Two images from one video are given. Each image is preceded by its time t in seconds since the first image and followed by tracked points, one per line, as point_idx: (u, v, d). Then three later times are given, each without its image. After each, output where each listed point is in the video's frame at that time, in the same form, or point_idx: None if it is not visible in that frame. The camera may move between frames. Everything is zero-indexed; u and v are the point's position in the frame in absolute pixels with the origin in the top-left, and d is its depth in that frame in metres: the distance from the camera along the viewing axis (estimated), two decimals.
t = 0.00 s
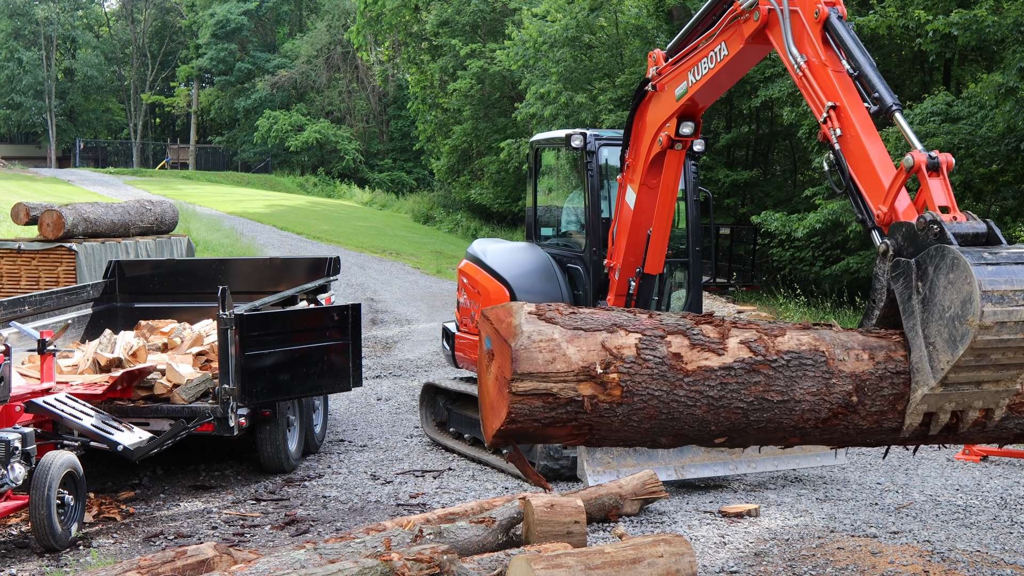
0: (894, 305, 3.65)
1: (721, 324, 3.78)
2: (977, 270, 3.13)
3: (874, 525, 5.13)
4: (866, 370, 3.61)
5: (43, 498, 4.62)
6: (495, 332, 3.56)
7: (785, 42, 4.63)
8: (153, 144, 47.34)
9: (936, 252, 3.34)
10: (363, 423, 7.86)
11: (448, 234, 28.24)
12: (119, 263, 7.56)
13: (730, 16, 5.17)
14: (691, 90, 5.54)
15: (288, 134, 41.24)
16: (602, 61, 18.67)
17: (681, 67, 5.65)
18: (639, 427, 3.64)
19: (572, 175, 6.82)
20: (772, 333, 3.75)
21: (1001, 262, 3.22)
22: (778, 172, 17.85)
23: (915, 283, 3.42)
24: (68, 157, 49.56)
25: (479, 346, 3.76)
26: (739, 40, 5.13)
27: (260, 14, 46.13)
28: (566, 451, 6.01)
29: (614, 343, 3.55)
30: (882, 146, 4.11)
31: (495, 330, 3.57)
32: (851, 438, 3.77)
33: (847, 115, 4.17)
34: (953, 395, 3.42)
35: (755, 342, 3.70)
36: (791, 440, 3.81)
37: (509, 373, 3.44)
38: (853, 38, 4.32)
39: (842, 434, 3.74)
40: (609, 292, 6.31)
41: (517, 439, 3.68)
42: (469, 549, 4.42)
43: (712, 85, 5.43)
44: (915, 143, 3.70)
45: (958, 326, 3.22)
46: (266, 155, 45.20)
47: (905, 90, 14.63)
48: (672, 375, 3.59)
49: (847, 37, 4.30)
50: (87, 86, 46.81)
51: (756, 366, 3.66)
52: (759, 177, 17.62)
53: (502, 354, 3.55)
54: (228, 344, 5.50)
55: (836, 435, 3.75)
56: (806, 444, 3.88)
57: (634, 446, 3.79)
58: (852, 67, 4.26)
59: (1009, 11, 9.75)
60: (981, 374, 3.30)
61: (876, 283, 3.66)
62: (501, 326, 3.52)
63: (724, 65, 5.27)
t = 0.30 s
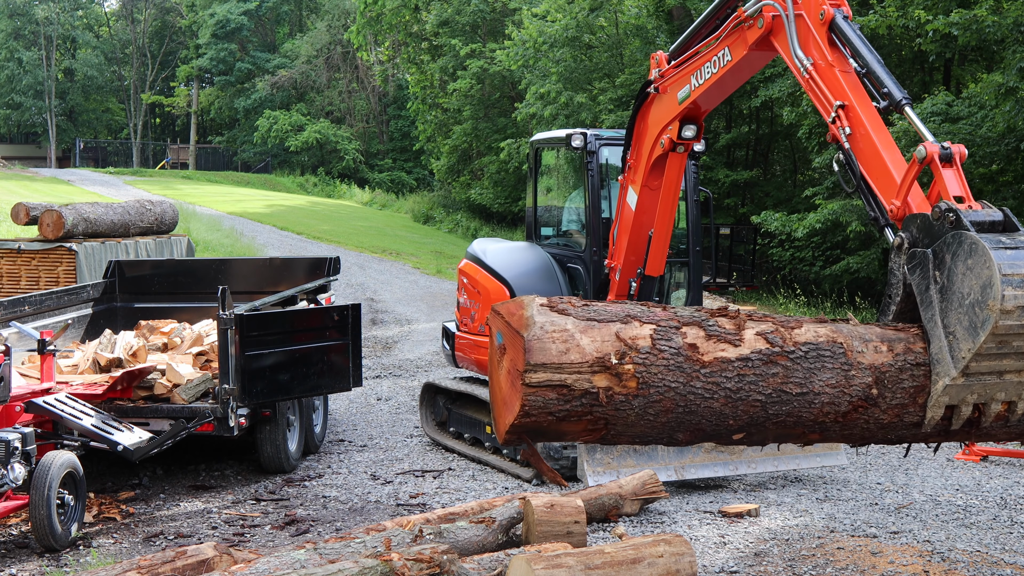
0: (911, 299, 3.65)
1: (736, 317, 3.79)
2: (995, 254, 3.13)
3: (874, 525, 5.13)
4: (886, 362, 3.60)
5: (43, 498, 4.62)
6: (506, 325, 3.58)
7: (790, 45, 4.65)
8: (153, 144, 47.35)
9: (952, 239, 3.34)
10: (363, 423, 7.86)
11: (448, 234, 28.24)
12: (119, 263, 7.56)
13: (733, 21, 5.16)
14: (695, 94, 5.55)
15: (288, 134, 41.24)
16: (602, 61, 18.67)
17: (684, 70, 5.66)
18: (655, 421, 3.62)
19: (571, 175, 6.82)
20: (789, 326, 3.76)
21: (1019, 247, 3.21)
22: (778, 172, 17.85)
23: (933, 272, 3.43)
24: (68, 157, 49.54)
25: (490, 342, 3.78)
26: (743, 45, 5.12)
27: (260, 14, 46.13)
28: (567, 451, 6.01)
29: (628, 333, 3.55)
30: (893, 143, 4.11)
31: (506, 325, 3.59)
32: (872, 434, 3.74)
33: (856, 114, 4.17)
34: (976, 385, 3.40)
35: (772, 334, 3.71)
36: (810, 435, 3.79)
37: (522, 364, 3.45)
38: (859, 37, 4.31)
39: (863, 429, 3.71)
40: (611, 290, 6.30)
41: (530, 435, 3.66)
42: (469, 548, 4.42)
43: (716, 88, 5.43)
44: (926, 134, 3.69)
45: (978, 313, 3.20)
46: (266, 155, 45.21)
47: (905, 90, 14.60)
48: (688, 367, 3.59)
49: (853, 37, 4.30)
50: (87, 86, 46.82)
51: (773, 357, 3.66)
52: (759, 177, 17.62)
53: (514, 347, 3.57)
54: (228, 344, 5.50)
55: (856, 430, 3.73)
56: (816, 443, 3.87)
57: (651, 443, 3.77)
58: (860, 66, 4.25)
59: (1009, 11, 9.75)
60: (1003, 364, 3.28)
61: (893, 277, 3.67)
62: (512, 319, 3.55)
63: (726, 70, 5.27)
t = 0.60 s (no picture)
0: (921, 301, 3.66)
1: (745, 319, 3.78)
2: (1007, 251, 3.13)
3: (874, 525, 5.13)
4: (897, 363, 3.60)
5: (44, 498, 4.62)
6: (513, 328, 3.56)
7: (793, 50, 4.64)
8: (153, 144, 47.34)
9: (963, 237, 3.36)
10: (363, 423, 7.86)
11: (448, 234, 28.24)
12: (119, 263, 7.56)
13: (736, 27, 5.16)
14: (697, 98, 5.53)
15: (288, 134, 41.24)
16: (602, 61, 18.67)
17: (687, 73, 5.65)
18: (664, 424, 3.59)
19: (571, 175, 6.82)
20: (799, 327, 3.75)
21: None
22: (779, 172, 17.85)
23: (944, 272, 3.44)
24: (68, 157, 49.53)
25: (496, 345, 3.75)
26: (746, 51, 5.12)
27: (260, 14, 46.12)
28: (566, 451, 6.00)
29: (636, 334, 3.54)
30: (900, 146, 4.11)
31: (513, 327, 3.57)
32: (884, 436, 3.74)
33: (862, 117, 4.18)
34: (989, 386, 3.39)
35: (781, 334, 3.70)
36: (822, 439, 3.77)
37: (529, 366, 3.41)
38: (863, 40, 4.29)
39: (875, 432, 3.71)
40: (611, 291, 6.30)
41: (538, 439, 3.63)
42: (469, 549, 4.42)
43: (717, 93, 5.42)
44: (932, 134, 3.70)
45: (990, 310, 3.20)
46: (266, 155, 45.21)
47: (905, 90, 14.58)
48: (698, 368, 3.56)
49: (856, 40, 4.28)
50: (86, 86, 46.82)
51: (783, 358, 3.64)
52: (759, 177, 17.61)
53: (520, 349, 3.53)
54: (228, 344, 5.50)
55: (868, 432, 3.72)
56: (827, 446, 3.86)
57: (659, 447, 3.74)
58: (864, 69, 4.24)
59: (1009, 11, 9.74)
60: (1017, 364, 3.27)
61: (903, 279, 3.70)
62: (519, 321, 3.53)
63: (728, 76, 5.27)
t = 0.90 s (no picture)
0: (930, 312, 3.68)
1: (753, 331, 3.77)
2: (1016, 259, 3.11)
3: (874, 525, 5.13)
4: (906, 375, 3.60)
5: (44, 498, 4.62)
6: (517, 340, 3.54)
7: (797, 60, 4.64)
8: (153, 144, 47.34)
9: (972, 246, 3.34)
10: (363, 423, 7.86)
11: (448, 234, 28.23)
12: (119, 263, 7.56)
13: (739, 36, 5.15)
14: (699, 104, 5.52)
15: (288, 134, 41.24)
16: (602, 61, 18.67)
17: (690, 78, 5.62)
18: (671, 438, 3.58)
19: (572, 175, 6.82)
20: (806, 338, 3.75)
21: None
22: (778, 172, 17.85)
23: (953, 282, 3.43)
24: (68, 157, 49.51)
25: (500, 358, 3.73)
26: (750, 62, 5.11)
27: (260, 14, 46.12)
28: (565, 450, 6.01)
29: (642, 346, 3.52)
30: (905, 155, 4.11)
31: (516, 339, 3.55)
32: (893, 449, 3.74)
33: (868, 127, 4.18)
34: (999, 399, 3.37)
35: (789, 346, 3.70)
36: (830, 452, 3.76)
37: (533, 379, 3.38)
38: (868, 51, 4.32)
39: (884, 444, 3.70)
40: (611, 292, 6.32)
41: (543, 453, 3.58)
42: (469, 548, 4.42)
43: (720, 101, 5.41)
44: (939, 141, 3.68)
45: (999, 320, 3.17)
46: (266, 155, 45.21)
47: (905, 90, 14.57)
48: (705, 380, 3.55)
49: (862, 50, 4.30)
50: (86, 86, 46.82)
51: (791, 370, 3.64)
52: (759, 177, 17.61)
53: (524, 362, 3.51)
54: (228, 345, 5.51)
55: (877, 445, 3.71)
56: (835, 460, 3.85)
57: (667, 460, 3.73)
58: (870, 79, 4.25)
59: (1009, 11, 9.74)
60: None
61: (912, 290, 3.69)
62: (522, 333, 3.51)
63: (732, 84, 5.27)
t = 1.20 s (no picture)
0: (942, 331, 3.62)
1: (762, 351, 3.74)
2: None
3: (874, 525, 5.13)
4: (918, 396, 3.55)
5: (43, 498, 4.62)
6: (524, 361, 3.54)
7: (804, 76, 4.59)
8: (153, 144, 47.35)
9: (984, 264, 3.28)
10: (363, 423, 7.86)
11: (448, 234, 28.23)
12: (119, 263, 7.56)
13: (745, 50, 5.10)
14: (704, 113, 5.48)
15: (288, 134, 41.24)
16: (602, 61, 18.67)
17: (693, 87, 5.60)
18: (681, 460, 3.53)
19: (572, 175, 6.82)
20: (817, 358, 3.71)
21: None
22: (778, 172, 17.85)
23: (966, 300, 3.36)
24: (68, 157, 49.51)
25: (507, 381, 3.73)
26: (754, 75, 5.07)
27: (260, 14, 46.12)
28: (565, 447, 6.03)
29: (651, 367, 3.50)
30: (915, 172, 4.06)
31: (524, 360, 3.55)
32: (906, 470, 3.68)
33: (877, 144, 4.13)
34: (1013, 419, 3.33)
35: (799, 365, 3.66)
36: (843, 473, 3.70)
37: (541, 402, 3.36)
38: (876, 65, 4.22)
39: (897, 465, 3.65)
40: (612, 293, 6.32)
41: (551, 477, 3.54)
42: (469, 548, 4.41)
43: (725, 113, 5.39)
44: (950, 159, 3.61)
45: (1014, 340, 3.13)
46: (266, 155, 45.21)
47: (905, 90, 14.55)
48: (714, 402, 3.53)
49: (870, 65, 4.20)
50: (86, 86, 46.82)
51: (802, 391, 3.60)
52: (759, 178, 17.62)
53: (532, 384, 3.50)
54: (228, 345, 5.51)
55: (890, 467, 3.66)
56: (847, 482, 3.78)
57: (676, 484, 3.67)
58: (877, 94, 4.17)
59: (1009, 11, 9.74)
60: None
61: (923, 308, 3.62)
62: (530, 354, 3.51)
63: (736, 96, 5.24)
